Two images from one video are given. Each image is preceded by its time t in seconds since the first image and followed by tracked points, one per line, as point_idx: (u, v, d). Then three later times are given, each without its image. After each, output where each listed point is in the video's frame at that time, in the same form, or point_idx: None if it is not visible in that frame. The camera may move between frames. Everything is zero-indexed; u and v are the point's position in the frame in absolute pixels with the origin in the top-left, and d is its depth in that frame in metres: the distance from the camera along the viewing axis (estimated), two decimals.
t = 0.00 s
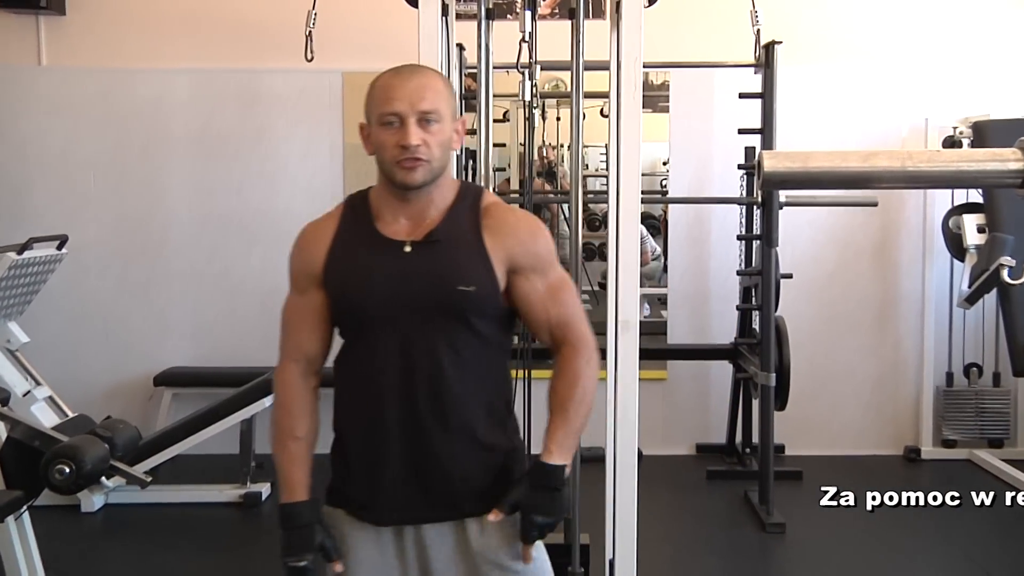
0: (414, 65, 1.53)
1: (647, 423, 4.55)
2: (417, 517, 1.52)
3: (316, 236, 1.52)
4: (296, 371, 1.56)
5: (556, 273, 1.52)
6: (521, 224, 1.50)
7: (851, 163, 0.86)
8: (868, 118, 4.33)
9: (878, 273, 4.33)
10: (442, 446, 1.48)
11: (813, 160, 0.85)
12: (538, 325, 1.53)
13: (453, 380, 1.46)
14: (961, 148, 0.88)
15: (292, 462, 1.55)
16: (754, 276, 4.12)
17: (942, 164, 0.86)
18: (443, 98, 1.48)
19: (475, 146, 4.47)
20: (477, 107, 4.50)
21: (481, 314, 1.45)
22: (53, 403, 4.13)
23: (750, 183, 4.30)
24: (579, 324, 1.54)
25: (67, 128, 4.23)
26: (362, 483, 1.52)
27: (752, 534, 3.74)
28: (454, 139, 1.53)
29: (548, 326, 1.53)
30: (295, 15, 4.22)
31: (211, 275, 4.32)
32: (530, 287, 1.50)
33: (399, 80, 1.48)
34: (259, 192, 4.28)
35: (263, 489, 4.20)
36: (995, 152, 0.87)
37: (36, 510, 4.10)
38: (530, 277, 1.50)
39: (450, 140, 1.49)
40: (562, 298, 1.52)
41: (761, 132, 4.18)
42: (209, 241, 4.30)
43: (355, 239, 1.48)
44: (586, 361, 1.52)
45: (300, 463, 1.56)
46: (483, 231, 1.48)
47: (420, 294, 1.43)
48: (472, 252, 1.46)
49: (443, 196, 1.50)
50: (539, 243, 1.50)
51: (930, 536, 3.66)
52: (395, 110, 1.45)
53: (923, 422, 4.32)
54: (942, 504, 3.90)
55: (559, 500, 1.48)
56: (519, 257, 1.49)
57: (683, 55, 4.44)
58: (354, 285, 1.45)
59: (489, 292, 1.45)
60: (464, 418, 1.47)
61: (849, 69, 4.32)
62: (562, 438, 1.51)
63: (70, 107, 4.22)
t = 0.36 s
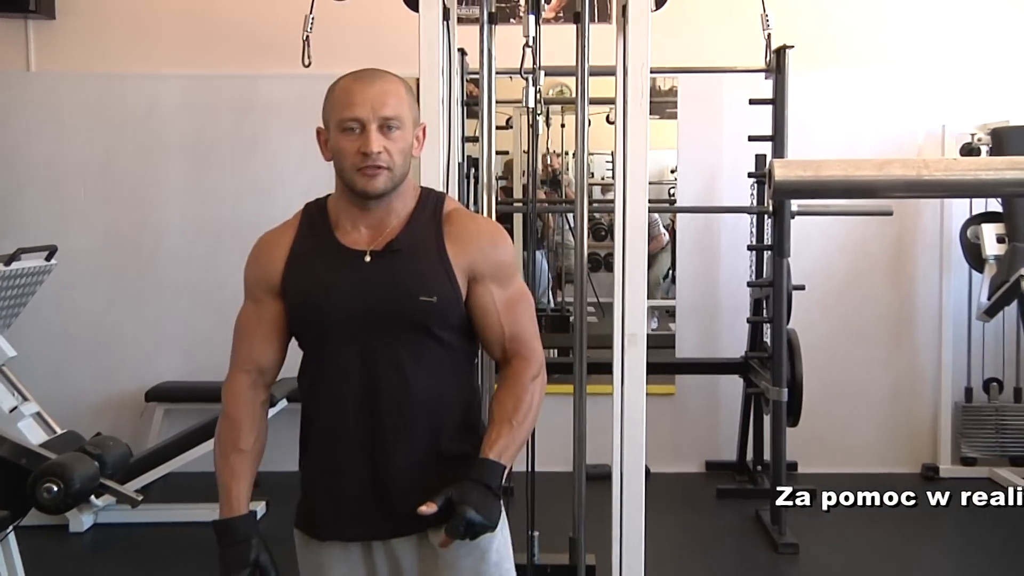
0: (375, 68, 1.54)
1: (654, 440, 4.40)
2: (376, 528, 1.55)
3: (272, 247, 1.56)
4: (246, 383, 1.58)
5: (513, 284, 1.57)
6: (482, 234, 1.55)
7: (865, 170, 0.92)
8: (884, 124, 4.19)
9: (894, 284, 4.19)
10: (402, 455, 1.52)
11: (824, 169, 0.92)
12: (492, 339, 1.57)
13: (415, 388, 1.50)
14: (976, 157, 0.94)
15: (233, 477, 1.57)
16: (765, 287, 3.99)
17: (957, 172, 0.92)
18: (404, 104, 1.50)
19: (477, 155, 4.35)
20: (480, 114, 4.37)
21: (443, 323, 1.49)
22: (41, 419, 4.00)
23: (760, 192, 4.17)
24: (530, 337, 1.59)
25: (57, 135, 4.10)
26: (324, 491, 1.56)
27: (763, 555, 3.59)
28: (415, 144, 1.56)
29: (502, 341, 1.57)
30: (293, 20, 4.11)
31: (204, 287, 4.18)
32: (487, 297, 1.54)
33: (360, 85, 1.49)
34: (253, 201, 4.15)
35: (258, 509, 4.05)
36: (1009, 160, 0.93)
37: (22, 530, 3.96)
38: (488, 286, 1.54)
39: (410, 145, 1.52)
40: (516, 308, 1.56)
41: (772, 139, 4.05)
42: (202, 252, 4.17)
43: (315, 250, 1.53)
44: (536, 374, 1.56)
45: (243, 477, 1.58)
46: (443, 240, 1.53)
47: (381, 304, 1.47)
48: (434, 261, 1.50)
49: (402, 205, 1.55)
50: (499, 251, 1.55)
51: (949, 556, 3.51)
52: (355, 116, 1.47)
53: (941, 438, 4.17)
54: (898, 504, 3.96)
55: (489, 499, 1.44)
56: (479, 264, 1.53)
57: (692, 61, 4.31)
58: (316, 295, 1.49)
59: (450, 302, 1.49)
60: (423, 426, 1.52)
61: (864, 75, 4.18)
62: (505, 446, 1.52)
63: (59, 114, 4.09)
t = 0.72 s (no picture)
0: (372, 76, 1.48)
1: (659, 460, 4.26)
2: (366, 556, 1.51)
3: (267, 263, 1.51)
4: (246, 405, 1.54)
5: (515, 305, 1.51)
6: (483, 253, 1.50)
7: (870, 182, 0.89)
8: (895, 134, 4.06)
9: (906, 299, 4.06)
10: (395, 481, 1.47)
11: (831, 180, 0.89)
12: (490, 362, 1.51)
13: (409, 412, 1.45)
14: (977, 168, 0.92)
15: (242, 503, 1.52)
16: (773, 303, 3.86)
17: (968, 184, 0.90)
18: (403, 115, 1.44)
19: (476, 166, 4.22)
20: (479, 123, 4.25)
21: (440, 344, 1.44)
22: (25, 439, 3.86)
23: (768, 204, 4.04)
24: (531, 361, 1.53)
25: (41, 146, 3.98)
26: (312, 518, 1.51)
27: None
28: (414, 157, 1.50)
29: (501, 364, 1.51)
30: (286, 27, 3.99)
31: (194, 302, 4.05)
32: (486, 317, 1.49)
33: (358, 95, 1.44)
34: (245, 213, 4.02)
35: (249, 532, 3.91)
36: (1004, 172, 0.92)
37: (4, 555, 3.82)
38: (488, 305, 1.49)
39: (410, 158, 1.46)
40: (517, 331, 1.50)
41: (780, 149, 3.93)
42: (192, 266, 4.03)
43: (306, 267, 1.48)
44: (535, 399, 1.51)
45: (250, 503, 1.53)
46: (443, 258, 1.48)
47: (373, 325, 1.42)
48: (429, 278, 1.45)
49: (399, 220, 1.50)
50: (500, 270, 1.50)
51: None
52: (353, 128, 1.41)
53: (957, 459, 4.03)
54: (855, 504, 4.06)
55: (484, 535, 1.41)
56: (478, 283, 1.48)
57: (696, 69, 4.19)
58: (307, 314, 1.44)
59: (447, 322, 1.44)
60: (416, 452, 1.47)
61: (876, 83, 4.05)
62: (502, 476, 1.47)
63: (45, 123, 3.97)
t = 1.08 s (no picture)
0: (416, 73, 1.41)
1: (668, 473, 4.13)
2: None
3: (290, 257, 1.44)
4: (251, 404, 1.45)
5: (547, 329, 1.41)
6: (519, 268, 1.40)
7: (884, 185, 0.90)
8: (910, 137, 3.94)
9: (923, 307, 3.93)
10: (402, 503, 1.37)
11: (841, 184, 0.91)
12: (516, 386, 1.40)
13: (424, 432, 1.35)
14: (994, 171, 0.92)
15: (231, 505, 1.42)
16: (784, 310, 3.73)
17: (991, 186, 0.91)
18: (443, 115, 1.36)
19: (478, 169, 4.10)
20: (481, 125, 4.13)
21: (463, 361, 1.34)
22: (13, 450, 3.75)
23: (779, 208, 3.92)
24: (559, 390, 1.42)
25: (30, 148, 3.87)
26: (308, 535, 1.41)
27: None
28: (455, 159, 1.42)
29: (528, 389, 1.40)
30: (283, 26, 3.87)
31: (188, 309, 3.93)
32: (516, 336, 1.39)
33: (398, 92, 1.36)
34: (241, 218, 3.90)
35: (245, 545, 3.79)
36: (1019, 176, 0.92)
37: None
38: (518, 324, 1.39)
39: (450, 163, 1.38)
40: (548, 355, 1.40)
41: (791, 152, 3.81)
42: (186, 272, 3.92)
43: (331, 267, 1.40)
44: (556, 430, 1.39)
45: (238, 507, 1.43)
46: (475, 270, 1.39)
47: (393, 335, 1.33)
48: (458, 293, 1.36)
49: (434, 227, 1.41)
50: (534, 289, 1.39)
51: None
52: (390, 127, 1.34)
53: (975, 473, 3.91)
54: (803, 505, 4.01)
55: (480, 568, 1.27)
56: (509, 300, 1.38)
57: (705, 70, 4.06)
58: (325, 315, 1.36)
59: (472, 338, 1.34)
60: (427, 475, 1.37)
61: (890, 85, 3.92)
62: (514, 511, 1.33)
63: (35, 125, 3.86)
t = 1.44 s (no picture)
0: (459, 74, 1.34)
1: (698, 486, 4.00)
2: None
3: (321, 261, 1.35)
4: (282, 419, 1.37)
5: (586, 347, 1.33)
6: (559, 281, 1.32)
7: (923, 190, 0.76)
8: (951, 139, 3.80)
9: (965, 315, 3.79)
10: (430, 532, 1.29)
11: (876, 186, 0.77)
12: (552, 409, 1.34)
13: (456, 456, 1.28)
14: None
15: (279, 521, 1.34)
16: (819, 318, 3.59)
17: None
18: (487, 122, 1.30)
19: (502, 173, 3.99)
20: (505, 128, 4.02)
21: (498, 382, 1.28)
22: (26, 461, 3.67)
23: (814, 213, 3.78)
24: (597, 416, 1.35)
25: (44, 152, 3.78)
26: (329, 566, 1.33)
27: None
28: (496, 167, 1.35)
29: (562, 414, 1.33)
30: (301, 26, 3.76)
31: (205, 317, 3.83)
32: (554, 356, 1.31)
33: (439, 95, 1.30)
34: (259, 223, 3.80)
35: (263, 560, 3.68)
36: None
37: None
38: (556, 343, 1.31)
39: (491, 170, 1.31)
40: (586, 376, 1.33)
41: (827, 155, 3.67)
42: (203, 279, 3.82)
43: (364, 276, 1.32)
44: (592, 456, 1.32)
45: (287, 529, 1.35)
46: (512, 282, 1.31)
47: (426, 351, 1.26)
48: (495, 310, 1.28)
49: (471, 236, 1.34)
50: (574, 306, 1.31)
51: None
52: (429, 132, 1.28)
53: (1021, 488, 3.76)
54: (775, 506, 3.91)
55: None
56: (547, 317, 1.30)
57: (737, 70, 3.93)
58: (355, 328, 1.28)
59: (508, 358, 1.27)
60: (458, 501, 1.29)
61: (930, 85, 3.79)
62: (547, 546, 1.28)
63: (49, 129, 3.77)
